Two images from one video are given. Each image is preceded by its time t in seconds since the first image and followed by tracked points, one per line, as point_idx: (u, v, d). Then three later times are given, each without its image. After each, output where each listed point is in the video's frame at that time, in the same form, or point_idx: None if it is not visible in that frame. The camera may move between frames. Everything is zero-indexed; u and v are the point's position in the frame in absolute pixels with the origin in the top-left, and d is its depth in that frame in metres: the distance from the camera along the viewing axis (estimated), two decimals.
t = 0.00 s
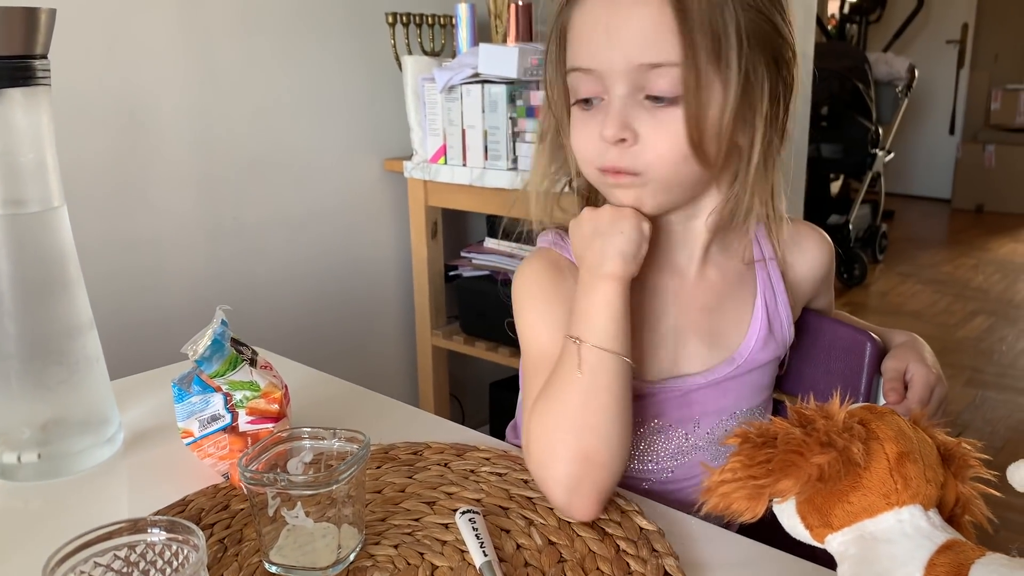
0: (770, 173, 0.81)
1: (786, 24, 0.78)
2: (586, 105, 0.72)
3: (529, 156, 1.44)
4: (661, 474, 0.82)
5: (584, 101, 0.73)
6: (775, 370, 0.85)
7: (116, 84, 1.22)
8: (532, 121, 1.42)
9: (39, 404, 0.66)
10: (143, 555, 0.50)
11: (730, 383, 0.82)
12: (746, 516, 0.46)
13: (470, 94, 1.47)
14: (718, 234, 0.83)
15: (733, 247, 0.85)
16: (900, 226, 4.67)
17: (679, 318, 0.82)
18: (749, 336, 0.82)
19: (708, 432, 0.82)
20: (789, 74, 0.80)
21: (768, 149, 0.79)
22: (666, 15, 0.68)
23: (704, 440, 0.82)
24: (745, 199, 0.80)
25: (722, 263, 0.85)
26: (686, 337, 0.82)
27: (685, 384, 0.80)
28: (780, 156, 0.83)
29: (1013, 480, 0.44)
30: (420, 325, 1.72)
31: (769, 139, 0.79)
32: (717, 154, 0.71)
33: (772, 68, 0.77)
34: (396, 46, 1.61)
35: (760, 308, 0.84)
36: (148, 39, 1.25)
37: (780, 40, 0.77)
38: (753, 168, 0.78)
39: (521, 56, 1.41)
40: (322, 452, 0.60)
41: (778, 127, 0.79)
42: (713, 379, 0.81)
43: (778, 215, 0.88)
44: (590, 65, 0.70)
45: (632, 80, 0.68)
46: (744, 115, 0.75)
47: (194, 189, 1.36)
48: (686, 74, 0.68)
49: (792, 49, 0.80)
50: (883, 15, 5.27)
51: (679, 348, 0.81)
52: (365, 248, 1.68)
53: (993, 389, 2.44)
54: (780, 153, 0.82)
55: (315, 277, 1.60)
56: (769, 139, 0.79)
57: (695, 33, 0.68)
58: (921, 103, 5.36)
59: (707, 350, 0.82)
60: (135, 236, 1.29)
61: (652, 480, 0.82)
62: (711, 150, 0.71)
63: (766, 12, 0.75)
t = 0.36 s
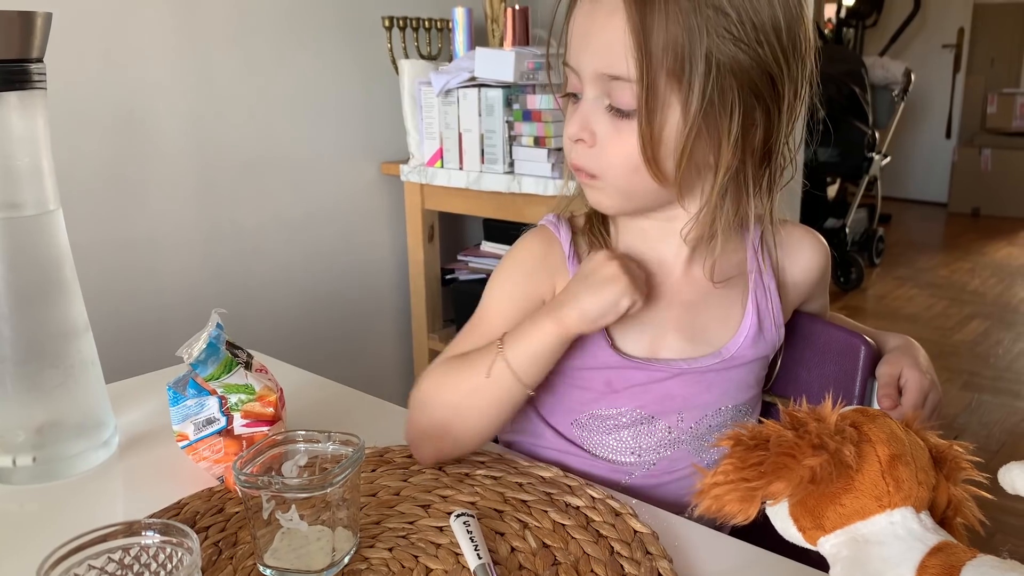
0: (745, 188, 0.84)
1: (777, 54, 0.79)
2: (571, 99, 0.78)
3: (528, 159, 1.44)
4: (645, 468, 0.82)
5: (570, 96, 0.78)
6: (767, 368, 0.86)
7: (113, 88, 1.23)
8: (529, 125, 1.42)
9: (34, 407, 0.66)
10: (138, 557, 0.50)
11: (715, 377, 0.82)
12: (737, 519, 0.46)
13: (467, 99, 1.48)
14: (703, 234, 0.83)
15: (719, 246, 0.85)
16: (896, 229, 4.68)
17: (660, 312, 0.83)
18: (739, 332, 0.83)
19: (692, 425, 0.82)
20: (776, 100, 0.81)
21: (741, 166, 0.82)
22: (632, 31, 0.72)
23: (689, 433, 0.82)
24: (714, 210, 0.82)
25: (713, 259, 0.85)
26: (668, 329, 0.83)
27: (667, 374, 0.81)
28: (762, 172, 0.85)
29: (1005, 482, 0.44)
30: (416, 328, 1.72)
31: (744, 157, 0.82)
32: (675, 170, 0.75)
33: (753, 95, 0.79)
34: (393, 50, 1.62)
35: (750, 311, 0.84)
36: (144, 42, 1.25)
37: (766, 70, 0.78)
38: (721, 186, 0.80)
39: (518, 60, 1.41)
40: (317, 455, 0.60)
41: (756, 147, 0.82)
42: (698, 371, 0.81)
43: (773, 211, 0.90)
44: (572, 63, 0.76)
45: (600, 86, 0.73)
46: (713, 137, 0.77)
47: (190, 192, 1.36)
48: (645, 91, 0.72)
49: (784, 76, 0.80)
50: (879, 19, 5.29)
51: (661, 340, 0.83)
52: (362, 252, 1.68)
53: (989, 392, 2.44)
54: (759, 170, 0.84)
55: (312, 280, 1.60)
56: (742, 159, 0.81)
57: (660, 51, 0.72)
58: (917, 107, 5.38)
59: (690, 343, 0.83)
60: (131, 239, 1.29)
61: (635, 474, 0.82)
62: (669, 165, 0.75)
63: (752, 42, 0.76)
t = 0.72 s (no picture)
0: (714, 207, 0.85)
1: (738, 72, 0.78)
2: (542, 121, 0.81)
3: (523, 165, 1.44)
4: (625, 471, 0.83)
5: (542, 118, 0.81)
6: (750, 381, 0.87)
7: (111, 94, 1.23)
8: (526, 132, 1.43)
9: (32, 413, 0.66)
10: (134, 564, 0.50)
11: (695, 383, 0.83)
12: (731, 526, 0.46)
13: (465, 106, 1.48)
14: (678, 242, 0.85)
15: (694, 254, 0.87)
16: (893, 236, 4.69)
17: (636, 320, 0.85)
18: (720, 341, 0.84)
19: (673, 429, 0.83)
20: (740, 117, 0.81)
21: (708, 184, 0.83)
22: (583, 62, 0.74)
23: (669, 437, 0.83)
24: (685, 229, 0.84)
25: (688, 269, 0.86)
26: (645, 336, 0.84)
27: (646, 379, 0.83)
28: (731, 189, 0.86)
29: (999, 490, 0.44)
30: (414, 334, 1.72)
31: (711, 174, 0.83)
32: (641, 192, 0.78)
33: (716, 114, 0.79)
34: (391, 57, 1.62)
35: (731, 320, 0.85)
36: (143, 49, 1.26)
37: (725, 90, 0.78)
38: (688, 205, 0.82)
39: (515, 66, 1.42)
40: (314, 461, 0.60)
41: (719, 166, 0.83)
42: (678, 377, 0.83)
43: (754, 224, 0.90)
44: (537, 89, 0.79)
45: (562, 113, 0.76)
46: (676, 157, 0.78)
47: (188, 198, 1.36)
48: (602, 119, 0.74)
49: (746, 93, 0.80)
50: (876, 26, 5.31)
51: (639, 347, 0.84)
52: (360, 257, 1.68)
53: (985, 398, 2.45)
54: (729, 184, 0.85)
55: (310, 286, 1.60)
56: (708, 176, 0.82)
57: (612, 79, 0.74)
58: (914, 114, 5.40)
59: (668, 351, 0.84)
60: (129, 245, 1.29)
61: (616, 478, 0.83)
62: (635, 187, 0.77)
63: (709, 62, 0.76)
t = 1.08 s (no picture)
0: (695, 213, 0.86)
1: (714, 78, 0.80)
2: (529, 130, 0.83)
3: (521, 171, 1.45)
4: (614, 472, 0.83)
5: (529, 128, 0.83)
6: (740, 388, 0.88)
7: (110, 97, 1.23)
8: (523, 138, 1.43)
9: (31, 415, 0.66)
10: (131, 565, 0.50)
11: (683, 386, 0.83)
12: (725, 529, 0.46)
13: (463, 110, 1.49)
14: (661, 245, 0.86)
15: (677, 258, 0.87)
16: (889, 242, 4.70)
17: (623, 322, 0.86)
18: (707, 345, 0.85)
19: (661, 430, 0.83)
20: (718, 123, 0.83)
21: (691, 189, 0.85)
22: (560, 71, 0.76)
23: (657, 438, 0.83)
24: (666, 232, 0.85)
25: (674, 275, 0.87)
26: (632, 339, 0.85)
27: (632, 380, 0.83)
28: (714, 194, 0.87)
29: (990, 494, 0.45)
30: (411, 338, 1.73)
31: (693, 179, 0.84)
32: (619, 199, 0.79)
33: (694, 120, 0.81)
34: (389, 61, 1.63)
35: (718, 325, 0.86)
36: (142, 52, 1.26)
37: (702, 95, 0.80)
38: (670, 211, 0.84)
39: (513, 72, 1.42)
40: (310, 463, 0.60)
41: (699, 173, 0.84)
42: (665, 378, 0.83)
43: (738, 225, 0.90)
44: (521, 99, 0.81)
45: (545, 121, 0.78)
46: (655, 163, 0.80)
47: (186, 201, 1.36)
48: (579, 125, 0.76)
49: (724, 99, 0.82)
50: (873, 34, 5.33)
51: (626, 349, 0.85)
52: (357, 261, 1.69)
53: (981, 405, 2.45)
54: (711, 189, 0.87)
55: (307, 289, 1.60)
56: (689, 182, 0.84)
57: (588, 87, 0.76)
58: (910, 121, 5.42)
59: (655, 353, 0.85)
60: (126, 247, 1.29)
61: (604, 478, 0.83)
62: (614, 193, 0.79)
63: (684, 70, 0.78)
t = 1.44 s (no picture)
0: (704, 223, 0.88)
1: (723, 91, 0.83)
2: (531, 145, 0.82)
3: (514, 186, 1.46)
4: (612, 476, 0.83)
5: (530, 142, 0.83)
6: (727, 395, 0.88)
7: (105, 110, 1.24)
8: (516, 153, 1.45)
9: (19, 425, 0.66)
10: (115, 572, 0.51)
11: (679, 386, 0.84)
12: (704, 539, 0.47)
13: (456, 126, 1.51)
14: (664, 255, 0.87)
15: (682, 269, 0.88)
16: (882, 260, 4.73)
17: (623, 330, 0.86)
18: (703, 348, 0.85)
19: (656, 433, 0.83)
20: (726, 135, 0.85)
21: (699, 200, 0.86)
22: (578, 85, 0.77)
23: (653, 441, 0.84)
24: (675, 242, 0.86)
25: (669, 280, 0.88)
26: (626, 341, 0.86)
27: (629, 381, 0.84)
28: (721, 206, 0.89)
29: (964, 504, 0.45)
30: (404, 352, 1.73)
31: (702, 191, 0.86)
32: (632, 210, 0.80)
33: (704, 131, 0.83)
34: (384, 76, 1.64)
35: (712, 330, 0.86)
36: (137, 66, 1.27)
37: (712, 108, 0.82)
38: (680, 221, 0.85)
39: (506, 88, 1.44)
40: (296, 474, 0.61)
41: (707, 184, 0.86)
42: (662, 379, 0.84)
43: (735, 237, 0.92)
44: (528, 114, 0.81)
45: (557, 135, 0.78)
46: (668, 175, 0.82)
47: (180, 214, 1.37)
48: (599, 137, 0.77)
49: (732, 112, 0.84)
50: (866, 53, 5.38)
51: (620, 350, 0.85)
52: (350, 275, 1.69)
53: (973, 422, 2.46)
54: (718, 201, 0.88)
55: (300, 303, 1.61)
56: (699, 193, 0.86)
57: (606, 100, 0.77)
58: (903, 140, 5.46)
59: (649, 354, 0.85)
60: (119, 260, 1.30)
61: (601, 483, 0.83)
62: (627, 204, 0.80)
63: (696, 83, 0.80)
